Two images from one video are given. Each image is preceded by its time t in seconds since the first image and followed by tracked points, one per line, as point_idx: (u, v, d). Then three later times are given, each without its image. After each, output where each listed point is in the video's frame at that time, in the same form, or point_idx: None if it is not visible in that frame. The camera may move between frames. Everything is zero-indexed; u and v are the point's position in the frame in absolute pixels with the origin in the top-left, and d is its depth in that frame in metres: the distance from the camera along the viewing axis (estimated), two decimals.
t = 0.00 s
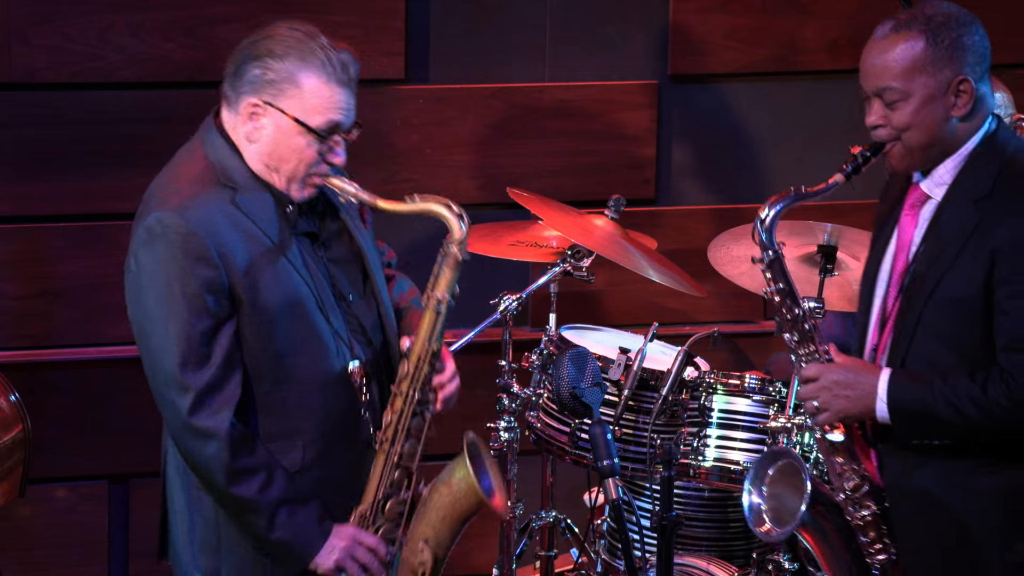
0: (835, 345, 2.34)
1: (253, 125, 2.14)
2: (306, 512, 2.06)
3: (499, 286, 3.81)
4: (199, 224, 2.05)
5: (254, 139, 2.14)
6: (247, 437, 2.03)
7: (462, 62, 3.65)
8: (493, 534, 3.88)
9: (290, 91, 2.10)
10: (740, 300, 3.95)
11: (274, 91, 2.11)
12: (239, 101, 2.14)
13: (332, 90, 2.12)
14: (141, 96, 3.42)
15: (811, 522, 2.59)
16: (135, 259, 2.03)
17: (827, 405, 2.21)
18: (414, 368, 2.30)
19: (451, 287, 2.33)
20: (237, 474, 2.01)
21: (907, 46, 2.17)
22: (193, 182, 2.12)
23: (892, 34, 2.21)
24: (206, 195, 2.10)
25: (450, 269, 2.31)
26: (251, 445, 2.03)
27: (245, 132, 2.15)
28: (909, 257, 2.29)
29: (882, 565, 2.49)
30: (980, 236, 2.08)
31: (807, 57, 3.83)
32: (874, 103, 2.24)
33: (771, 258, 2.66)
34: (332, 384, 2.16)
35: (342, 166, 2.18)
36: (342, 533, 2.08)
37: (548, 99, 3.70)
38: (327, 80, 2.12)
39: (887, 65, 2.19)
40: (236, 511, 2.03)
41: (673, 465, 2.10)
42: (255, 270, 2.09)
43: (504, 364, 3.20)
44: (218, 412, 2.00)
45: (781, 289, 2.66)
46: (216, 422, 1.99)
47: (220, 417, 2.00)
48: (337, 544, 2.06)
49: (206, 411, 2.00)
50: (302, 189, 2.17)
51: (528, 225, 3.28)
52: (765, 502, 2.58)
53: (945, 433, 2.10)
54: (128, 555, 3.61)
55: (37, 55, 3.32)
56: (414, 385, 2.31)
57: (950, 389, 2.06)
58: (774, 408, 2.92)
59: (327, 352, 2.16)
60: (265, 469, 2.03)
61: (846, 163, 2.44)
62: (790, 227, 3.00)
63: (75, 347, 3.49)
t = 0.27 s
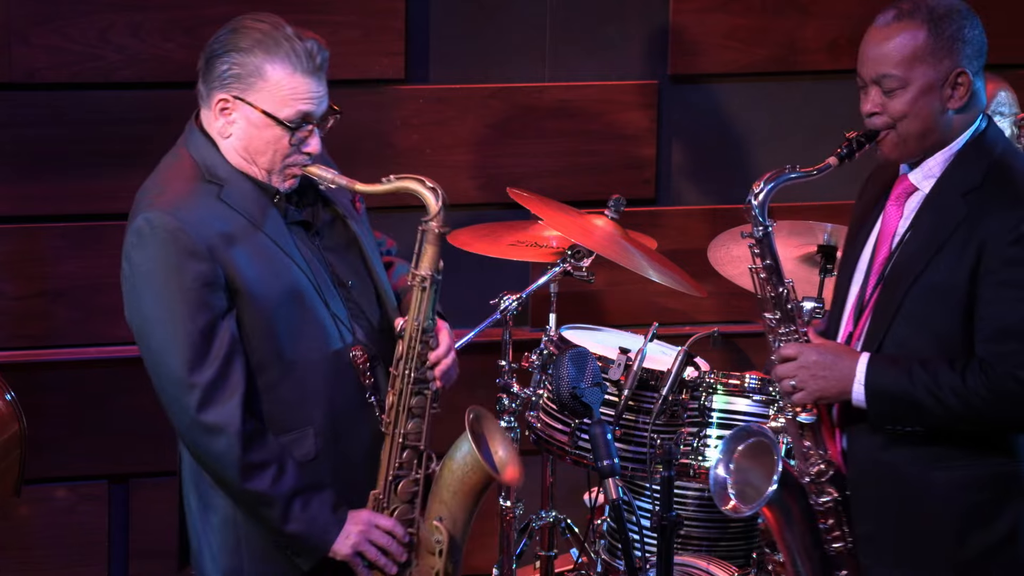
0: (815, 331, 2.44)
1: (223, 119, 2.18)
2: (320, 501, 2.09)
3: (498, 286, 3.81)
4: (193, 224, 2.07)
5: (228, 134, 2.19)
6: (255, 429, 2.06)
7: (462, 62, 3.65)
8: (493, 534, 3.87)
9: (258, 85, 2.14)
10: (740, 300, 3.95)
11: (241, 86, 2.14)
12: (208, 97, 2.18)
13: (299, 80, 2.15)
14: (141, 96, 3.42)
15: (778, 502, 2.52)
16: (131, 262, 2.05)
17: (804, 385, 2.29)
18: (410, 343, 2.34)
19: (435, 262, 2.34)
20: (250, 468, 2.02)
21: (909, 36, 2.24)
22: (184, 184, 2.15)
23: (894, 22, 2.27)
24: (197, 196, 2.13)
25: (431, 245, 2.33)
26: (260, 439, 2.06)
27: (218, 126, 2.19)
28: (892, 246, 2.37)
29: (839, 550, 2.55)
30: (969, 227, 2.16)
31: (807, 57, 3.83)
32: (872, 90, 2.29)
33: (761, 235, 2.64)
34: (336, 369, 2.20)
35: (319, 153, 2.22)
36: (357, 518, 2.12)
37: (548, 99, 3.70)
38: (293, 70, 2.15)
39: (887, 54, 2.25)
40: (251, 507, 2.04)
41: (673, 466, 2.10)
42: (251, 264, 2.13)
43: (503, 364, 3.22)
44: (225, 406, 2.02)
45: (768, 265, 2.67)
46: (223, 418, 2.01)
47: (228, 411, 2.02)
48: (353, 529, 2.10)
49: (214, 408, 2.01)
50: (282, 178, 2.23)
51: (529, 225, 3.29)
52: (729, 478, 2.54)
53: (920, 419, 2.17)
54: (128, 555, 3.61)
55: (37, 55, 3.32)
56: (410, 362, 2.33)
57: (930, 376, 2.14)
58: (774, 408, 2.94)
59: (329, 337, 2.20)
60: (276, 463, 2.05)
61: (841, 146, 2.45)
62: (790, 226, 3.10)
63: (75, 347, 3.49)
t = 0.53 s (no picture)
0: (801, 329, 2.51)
1: (215, 116, 2.25)
2: (330, 490, 2.14)
3: (498, 286, 3.81)
4: (194, 220, 2.12)
5: (221, 130, 2.26)
6: (264, 421, 2.10)
7: (462, 62, 3.65)
8: (494, 534, 3.88)
9: (246, 79, 2.20)
10: (740, 300, 3.95)
11: (229, 81, 2.21)
12: (199, 95, 2.25)
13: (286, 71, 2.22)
14: (141, 96, 3.42)
15: (761, 499, 2.56)
16: (135, 260, 2.10)
17: (789, 382, 2.33)
18: (412, 326, 2.37)
19: (432, 244, 2.40)
20: (260, 459, 2.07)
21: (906, 39, 2.25)
22: (185, 183, 2.19)
23: (891, 25, 2.29)
24: (199, 192, 2.18)
25: (427, 228, 2.38)
26: (269, 430, 2.10)
27: (211, 123, 2.26)
28: (881, 247, 2.39)
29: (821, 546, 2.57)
30: (961, 231, 2.20)
31: (807, 57, 3.83)
32: (867, 91, 2.31)
33: (752, 232, 2.64)
34: (342, 355, 2.25)
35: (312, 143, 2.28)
36: (369, 504, 2.17)
37: (548, 100, 3.70)
38: (279, 62, 2.22)
39: (882, 57, 2.27)
40: (263, 497, 2.08)
41: (673, 466, 2.10)
42: (253, 257, 2.17)
43: (503, 364, 3.24)
44: (232, 397, 2.06)
45: (758, 263, 2.65)
46: (231, 411, 2.06)
47: (235, 403, 2.06)
48: (366, 515, 2.14)
49: (222, 401, 2.06)
50: (279, 172, 2.29)
51: (529, 225, 3.29)
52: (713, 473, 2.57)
53: (906, 421, 2.20)
54: (128, 554, 3.61)
55: (37, 55, 3.32)
56: (411, 346, 2.36)
57: (918, 378, 2.17)
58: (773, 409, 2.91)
59: (335, 323, 2.25)
60: (286, 454, 2.10)
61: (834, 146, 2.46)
62: (789, 227, 3.19)
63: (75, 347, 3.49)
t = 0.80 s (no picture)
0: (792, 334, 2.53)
1: (232, 115, 2.25)
2: (338, 490, 2.14)
3: (499, 286, 3.81)
4: (207, 218, 2.13)
5: (238, 129, 2.26)
6: (272, 420, 2.10)
7: (462, 61, 3.65)
8: (494, 534, 3.88)
9: (263, 79, 2.21)
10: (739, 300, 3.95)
11: (247, 81, 2.21)
12: (217, 95, 2.25)
13: (304, 72, 2.21)
14: (141, 96, 3.42)
15: (754, 502, 2.56)
16: (148, 257, 2.11)
17: (779, 386, 2.33)
18: (424, 327, 2.37)
19: (445, 246, 2.40)
20: (267, 458, 2.07)
21: (890, 39, 2.25)
22: (199, 182, 2.20)
23: (875, 25, 2.29)
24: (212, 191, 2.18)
25: (439, 232, 2.39)
26: (277, 429, 2.10)
27: (227, 123, 2.26)
28: (869, 248, 2.40)
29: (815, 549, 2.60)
30: (950, 231, 2.20)
31: (807, 57, 3.83)
32: (853, 92, 2.31)
33: (739, 236, 2.67)
34: (354, 357, 2.24)
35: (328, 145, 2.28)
36: (376, 505, 2.16)
37: (548, 100, 3.70)
38: (297, 62, 2.22)
39: (867, 58, 2.27)
40: (270, 496, 2.08)
41: (673, 466, 2.10)
42: (266, 257, 2.17)
43: (503, 364, 3.25)
44: (240, 396, 2.06)
45: (746, 266, 2.69)
46: (239, 409, 2.06)
47: (243, 401, 2.06)
48: (372, 516, 2.14)
49: (230, 399, 2.06)
50: (293, 173, 2.29)
51: (529, 225, 3.29)
52: (706, 478, 2.53)
53: (895, 423, 2.20)
54: (129, 554, 3.61)
55: (37, 55, 3.32)
56: (422, 350, 2.37)
57: (907, 380, 2.17)
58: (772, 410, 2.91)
59: (346, 325, 2.24)
60: (293, 452, 2.10)
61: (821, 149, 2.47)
62: (789, 227, 3.20)
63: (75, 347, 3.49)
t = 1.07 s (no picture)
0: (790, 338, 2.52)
1: (258, 112, 2.19)
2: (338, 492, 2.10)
3: (498, 286, 3.81)
4: (219, 215, 2.09)
5: (263, 126, 2.19)
6: (273, 421, 2.07)
7: (461, 61, 3.65)
8: (494, 535, 3.88)
9: (292, 78, 2.14)
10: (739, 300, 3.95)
11: (276, 79, 2.15)
12: (244, 90, 2.19)
13: (335, 74, 2.15)
14: (140, 96, 3.42)
15: (758, 512, 2.60)
16: (159, 252, 2.08)
17: (778, 395, 2.34)
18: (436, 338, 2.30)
19: (464, 256, 2.31)
20: (266, 458, 2.04)
21: (879, 42, 2.25)
22: (215, 177, 2.16)
23: (863, 28, 2.28)
24: (227, 187, 2.14)
25: (458, 240, 2.29)
26: (278, 431, 2.07)
27: (253, 119, 2.20)
28: (865, 250, 2.40)
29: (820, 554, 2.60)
30: (946, 232, 2.20)
31: (807, 57, 3.83)
32: (843, 96, 2.31)
33: (735, 245, 2.69)
34: (364, 362, 2.20)
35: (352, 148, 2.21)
36: (374, 508, 2.12)
37: (548, 100, 3.70)
38: (328, 63, 2.15)
39: (856, 61, 2.27)
40: (268, 496, 2.06)
41: (673, 466, 2.10)
42: (278, 259, 2.13)
43: (503, 364, 3.23)
44: (241, 396, 2.03)
45: (742, 275, 2.71)
46: (240, 409, 2.03)
47: (245, 401, 2.03)
48: (369, 520, 2.09)
49: (231, 398, 2.03)
50: (315, 173, 2.23)
51: (529, 225, 3.29)
52: (708, 488, 2.55)
53: (895, 426, 2.20)
54: (129, 554, 3.61)
55: (37, 55, 3.32)
56: (433, 356, 2.30)
57: (906, 383, 2.17)
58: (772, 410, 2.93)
59: (357, 330, 2.19)
60: (293, 453, 2.06)
61: (812, 154, 2.48)
62: (788, 227, 3.20)
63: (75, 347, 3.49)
